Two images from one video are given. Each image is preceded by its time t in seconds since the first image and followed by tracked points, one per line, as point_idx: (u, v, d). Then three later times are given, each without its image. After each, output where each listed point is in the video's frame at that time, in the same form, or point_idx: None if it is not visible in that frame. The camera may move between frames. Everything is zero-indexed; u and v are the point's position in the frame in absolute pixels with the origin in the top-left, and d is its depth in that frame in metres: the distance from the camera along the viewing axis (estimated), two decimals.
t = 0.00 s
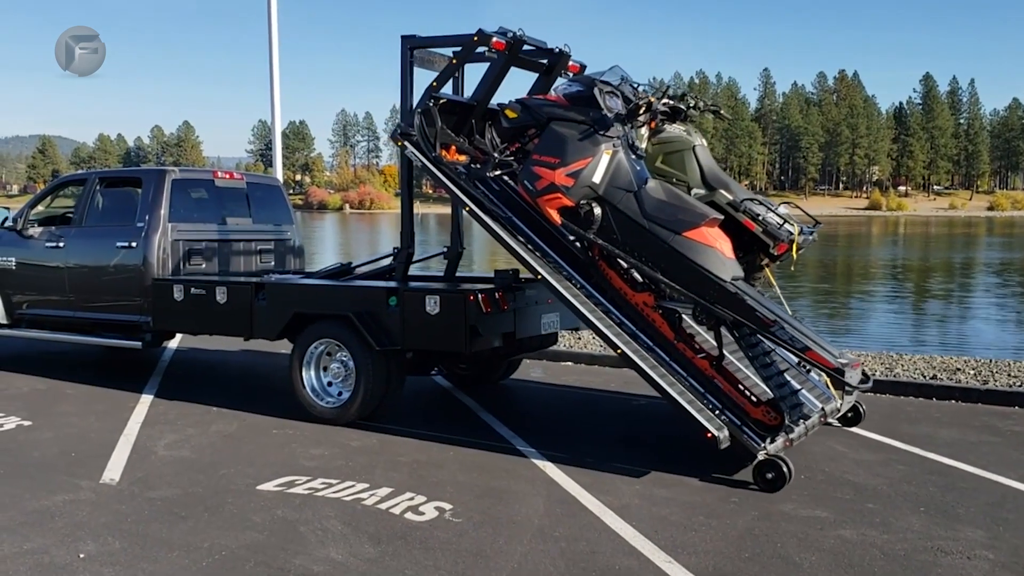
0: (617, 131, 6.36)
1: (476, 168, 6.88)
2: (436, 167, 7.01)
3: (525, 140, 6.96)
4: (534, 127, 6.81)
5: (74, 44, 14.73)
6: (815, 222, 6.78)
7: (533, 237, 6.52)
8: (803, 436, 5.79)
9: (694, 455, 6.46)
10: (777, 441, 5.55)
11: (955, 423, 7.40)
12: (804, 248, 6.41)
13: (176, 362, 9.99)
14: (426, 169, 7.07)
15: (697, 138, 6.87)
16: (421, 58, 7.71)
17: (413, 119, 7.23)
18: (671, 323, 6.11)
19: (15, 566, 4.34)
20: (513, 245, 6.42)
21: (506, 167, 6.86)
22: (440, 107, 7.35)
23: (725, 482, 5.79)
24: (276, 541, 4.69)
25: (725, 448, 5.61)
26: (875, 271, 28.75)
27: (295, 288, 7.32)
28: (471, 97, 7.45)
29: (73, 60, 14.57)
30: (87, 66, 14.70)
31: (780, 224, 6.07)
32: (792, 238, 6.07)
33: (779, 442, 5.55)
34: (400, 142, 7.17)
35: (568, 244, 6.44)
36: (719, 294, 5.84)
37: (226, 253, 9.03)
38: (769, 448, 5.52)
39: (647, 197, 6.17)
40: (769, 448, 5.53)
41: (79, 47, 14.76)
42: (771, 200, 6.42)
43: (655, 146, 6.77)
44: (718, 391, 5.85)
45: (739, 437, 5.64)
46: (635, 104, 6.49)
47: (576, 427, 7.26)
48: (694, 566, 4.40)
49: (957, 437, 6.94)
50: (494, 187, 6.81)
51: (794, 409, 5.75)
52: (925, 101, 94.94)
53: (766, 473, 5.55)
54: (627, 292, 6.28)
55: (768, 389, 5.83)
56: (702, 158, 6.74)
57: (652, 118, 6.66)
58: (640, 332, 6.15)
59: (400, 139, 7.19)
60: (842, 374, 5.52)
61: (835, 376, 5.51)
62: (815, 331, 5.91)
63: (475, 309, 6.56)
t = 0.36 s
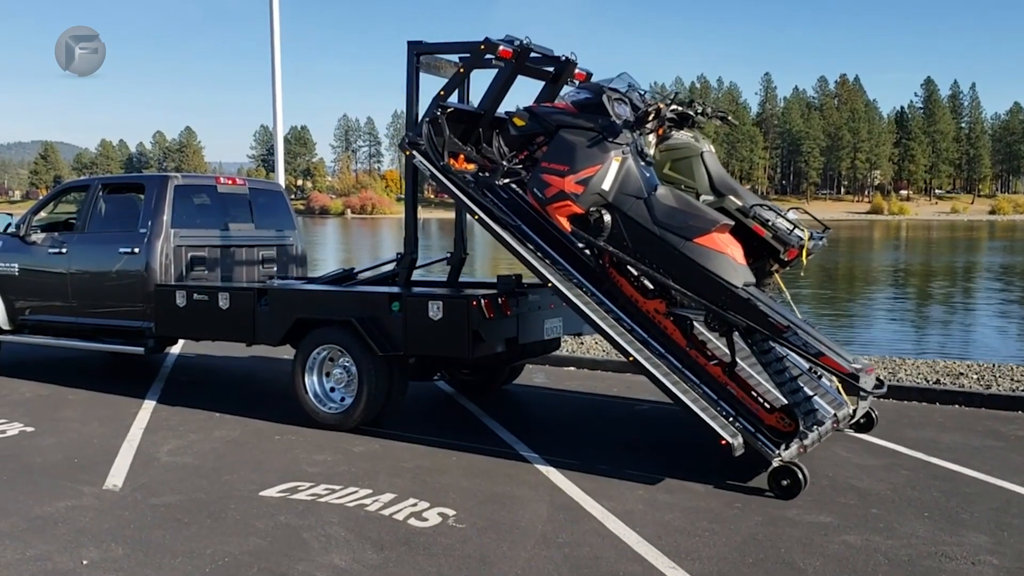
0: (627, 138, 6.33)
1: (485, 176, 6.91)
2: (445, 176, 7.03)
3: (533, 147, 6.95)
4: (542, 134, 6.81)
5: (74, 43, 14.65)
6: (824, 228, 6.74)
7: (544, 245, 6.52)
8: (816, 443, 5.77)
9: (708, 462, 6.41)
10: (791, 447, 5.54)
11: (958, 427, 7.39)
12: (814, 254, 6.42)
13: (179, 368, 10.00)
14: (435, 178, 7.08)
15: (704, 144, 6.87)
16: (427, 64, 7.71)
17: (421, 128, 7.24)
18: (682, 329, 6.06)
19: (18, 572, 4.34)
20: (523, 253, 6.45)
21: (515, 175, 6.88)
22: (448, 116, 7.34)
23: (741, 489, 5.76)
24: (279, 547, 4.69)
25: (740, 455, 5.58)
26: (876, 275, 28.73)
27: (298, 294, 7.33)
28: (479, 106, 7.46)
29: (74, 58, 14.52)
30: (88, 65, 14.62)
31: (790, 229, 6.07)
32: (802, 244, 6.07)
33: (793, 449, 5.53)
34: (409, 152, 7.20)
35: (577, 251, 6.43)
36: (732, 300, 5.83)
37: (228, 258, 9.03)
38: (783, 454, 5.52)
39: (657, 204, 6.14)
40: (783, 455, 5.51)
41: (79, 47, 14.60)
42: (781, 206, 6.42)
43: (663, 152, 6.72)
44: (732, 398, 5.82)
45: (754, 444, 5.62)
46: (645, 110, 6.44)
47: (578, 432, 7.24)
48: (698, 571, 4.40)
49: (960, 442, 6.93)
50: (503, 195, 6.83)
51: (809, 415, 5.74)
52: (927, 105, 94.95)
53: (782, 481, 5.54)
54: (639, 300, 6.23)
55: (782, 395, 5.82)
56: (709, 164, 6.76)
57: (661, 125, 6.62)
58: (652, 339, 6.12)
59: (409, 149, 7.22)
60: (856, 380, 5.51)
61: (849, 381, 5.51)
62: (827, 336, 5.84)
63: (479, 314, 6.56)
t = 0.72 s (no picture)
0: (631, 139, 6.31)
1: (489, 180, 6.86)
2: (449, 180, 7.04)
3: (537, 149, 6.91)
4: (546, 136, 6.77)
5: (74, 44, 14.76)
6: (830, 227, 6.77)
7: (549, 248, 6.49)
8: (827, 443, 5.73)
9: (719, 463, 6.34)
10: (802, 448, 5.51)
11: (958, 426, 7.38)
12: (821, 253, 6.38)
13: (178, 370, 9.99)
14: (439, 182, 7.09)
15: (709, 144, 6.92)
16: (428, 64, 7.68)
17: (424, 132, 7.24)
18: (690, 331, 6.06)
19: None
20: (528, 255, 6.42)
21: (519, 178, 6.78)
22: (450, 119, 7.29)
23: (751, 490, 5.71)
24: (278, 549, 4.67)
25: (751, 456, 5.52)
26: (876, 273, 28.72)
27: (296, 295, 7.32)
28: (482, 110, 7.42)
29: (74, 58, 14.65)
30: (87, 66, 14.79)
31: (796, 229, 6.06)
32: (809, 243, 6.03)
33: (804, 449, 5.50)
34: (412, 156, 7.20)
35: (583, 254, 6.39)
36: (740, 300, 5.81)
37: (228, 260, 9.02)
38: (795, 455, 5.47)
39: (663, 205, 6.12)
40: (795, 455, 5.48)
41: (79, 47, 14.78)
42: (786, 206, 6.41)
43: (668, 153, 6.78)
44: (741, 399, 5.80)
45: (765, 445, 5.59)
46: (650, 111, 6.39)
47: (579, 432, 7.23)
48: (698, 572, 4.38)
49: (960, 440, 6.92)
50: (507, 198, 6.77)
51: (820, 415, 5.68)
52: (926, 103, 94.94)
53: (793, 481, 5.49)
54: (646, 301, 6.26)
55: (791, 395, 5.76)
56: (714, 164, 6.81)
57: (665, 126, 6.60)
58: (660, 341, 6.12)
59: (412, 154, 7.24)
60: (868, 378, 5.40)
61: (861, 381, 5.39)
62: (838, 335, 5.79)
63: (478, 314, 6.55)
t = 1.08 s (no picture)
0: (636, 140, 6.29)
1: (493, 183, 6.84)
2: (453, 183, 7.05)
3: (541, 152, 6.94)
4: (551, 138, 6.77)
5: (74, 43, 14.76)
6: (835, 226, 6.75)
7: (553, 250, 6.46)
8: (836, 444, 5.69)
9: (728, 463, 6.32)
10: (812, 449, 5.49)
11: (957, 425, 7.38)
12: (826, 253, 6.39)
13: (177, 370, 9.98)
14: (444, 185, 7.11)
15: (713, 146, 6.80)
16: (431, 63, 7.68)
17: (428, 136, 7.23)
18: (698, 333, 6.03)
19: None
20: (533, 258, 6.36)
21: (524, 181, 6.82)
22: (454, 122, 7.28)
23: (760, 491, 5.68)
24: (276, 549, 4.67)
25: (761, 458, 5.48)
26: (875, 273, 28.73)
27: (294, 294, 7.31)
28: (485, 113, 7.48)
29: (74, 59, 14.62)
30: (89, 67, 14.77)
31: (803, 229, 6.00)
32: (815, 243, 6.01)
33: (813, 450, 5.47)
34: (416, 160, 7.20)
35: (589, 256, 6.37)
36: (748, 301, 5.80)
37: (225, 259, 9.00)
38: (804, 457, 5.44)
39: (668, 206, 6.13)
40: (804, 457, 5.44)
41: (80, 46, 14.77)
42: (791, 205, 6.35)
43: (671, 155, 6.67)
44: (750, 401, 5.76)
45: (774, 447, 5.54)
46: (654, 111, 6.39)
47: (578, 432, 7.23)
48: (696, 571, 4.38)
49: (959, 440, 6.91)
50: (512, 201, 6.75)
51: (829, 416, 5.64)
52: (925, 103, 94.96)
53: (803, 483, 5.46)
54: (652, 303, 6.20)
55: (801, 397, 5.75)
56: (719, 166, 6.70)
57: (669, 127, 6.57)
58: (668, 343, 6.08)
59: (416, 157, 7.25)
60: (878, 379, 5.45)
61: (871, 381, 5.45)
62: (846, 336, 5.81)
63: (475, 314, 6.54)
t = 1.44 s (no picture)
0: (641, 140, 6.30)
1: (499, 185, 6.82)
2: (458, 186, 7.03)
3: (546, 154, 6.91)
4: (556, 140, 6.79)
5: (73, 43, 14.76)
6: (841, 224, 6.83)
7: (559, 251, 6.43)
8: (847, 443, 5.65)
9: (738, 463, 6.27)
10: (823, 448, 5.45)
11: (957, 422, 7.38)
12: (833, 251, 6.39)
13: (177, 370, 9.98)
14: (448, 188, 7.07)
15: (717, 145, 6.89)
16: (433, 63, 7.67)
17: (433, 139, 7.24)
18: (706, 333, 6.01)
19: None
20: (540, 260, 6.35)
21: (529, 183, 6.79)
22: (458, 125, 7.29)
23: (773, 491, 5.64)
24: (276, 548, 4.68)
25: (773, 458, 5.41)
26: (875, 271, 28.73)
27: (294, 294, 7.31)
28: (489, 115, 7.36)
29: (74, 60, 14.61)
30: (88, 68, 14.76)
31: (809, 227, 6.02)
32: (823, 241, 5.99)
33: (825, 449, 5.42)
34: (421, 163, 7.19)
35: (595, 257, 6.33)
36: (757, 301, 5.79)
37: (225, 259, 9.00)
38: (816, 456, 5.40)
39: (676, 205, 6.11)
40: (816, 456, 5.40)
41: (80, 47, 14.77)
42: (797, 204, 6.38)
43: (677, 155, 6.75)
44: (760, 400, 5.73)
45: (786, 446, 5.49)
46: (660, 111, 6.35)
47: (578, 430, 7.22)
48: (695, 569, 4.39)
49: (958, 437, 6.92)
50: (517, 204, 6.71)
51: (840, 416, 5.63)
52: (925, 100, 94.90)
53: (815, 483, 5.41)
54: (660, 304, 6.20)
55: (812, 397, 5.76)
56: (724, 165, 6.80)
57: (674, 127, 6.60)
58: (677, 344, 6.05)
59: (421, 161, 7.25)
60: (890, 377, 5.40)
61: (883, 379, 5.40)
62: (856, 334, 5.79)
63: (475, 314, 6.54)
